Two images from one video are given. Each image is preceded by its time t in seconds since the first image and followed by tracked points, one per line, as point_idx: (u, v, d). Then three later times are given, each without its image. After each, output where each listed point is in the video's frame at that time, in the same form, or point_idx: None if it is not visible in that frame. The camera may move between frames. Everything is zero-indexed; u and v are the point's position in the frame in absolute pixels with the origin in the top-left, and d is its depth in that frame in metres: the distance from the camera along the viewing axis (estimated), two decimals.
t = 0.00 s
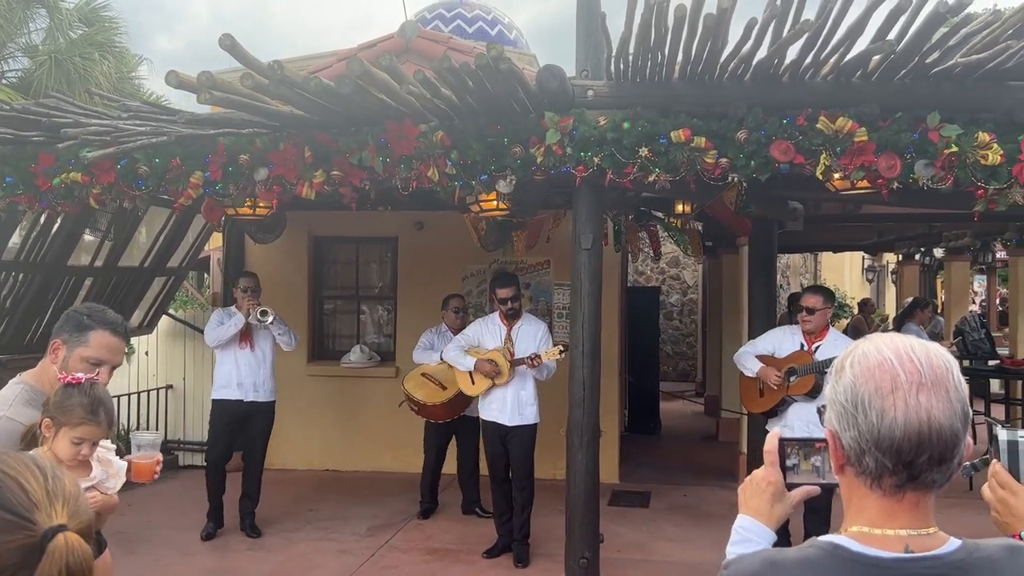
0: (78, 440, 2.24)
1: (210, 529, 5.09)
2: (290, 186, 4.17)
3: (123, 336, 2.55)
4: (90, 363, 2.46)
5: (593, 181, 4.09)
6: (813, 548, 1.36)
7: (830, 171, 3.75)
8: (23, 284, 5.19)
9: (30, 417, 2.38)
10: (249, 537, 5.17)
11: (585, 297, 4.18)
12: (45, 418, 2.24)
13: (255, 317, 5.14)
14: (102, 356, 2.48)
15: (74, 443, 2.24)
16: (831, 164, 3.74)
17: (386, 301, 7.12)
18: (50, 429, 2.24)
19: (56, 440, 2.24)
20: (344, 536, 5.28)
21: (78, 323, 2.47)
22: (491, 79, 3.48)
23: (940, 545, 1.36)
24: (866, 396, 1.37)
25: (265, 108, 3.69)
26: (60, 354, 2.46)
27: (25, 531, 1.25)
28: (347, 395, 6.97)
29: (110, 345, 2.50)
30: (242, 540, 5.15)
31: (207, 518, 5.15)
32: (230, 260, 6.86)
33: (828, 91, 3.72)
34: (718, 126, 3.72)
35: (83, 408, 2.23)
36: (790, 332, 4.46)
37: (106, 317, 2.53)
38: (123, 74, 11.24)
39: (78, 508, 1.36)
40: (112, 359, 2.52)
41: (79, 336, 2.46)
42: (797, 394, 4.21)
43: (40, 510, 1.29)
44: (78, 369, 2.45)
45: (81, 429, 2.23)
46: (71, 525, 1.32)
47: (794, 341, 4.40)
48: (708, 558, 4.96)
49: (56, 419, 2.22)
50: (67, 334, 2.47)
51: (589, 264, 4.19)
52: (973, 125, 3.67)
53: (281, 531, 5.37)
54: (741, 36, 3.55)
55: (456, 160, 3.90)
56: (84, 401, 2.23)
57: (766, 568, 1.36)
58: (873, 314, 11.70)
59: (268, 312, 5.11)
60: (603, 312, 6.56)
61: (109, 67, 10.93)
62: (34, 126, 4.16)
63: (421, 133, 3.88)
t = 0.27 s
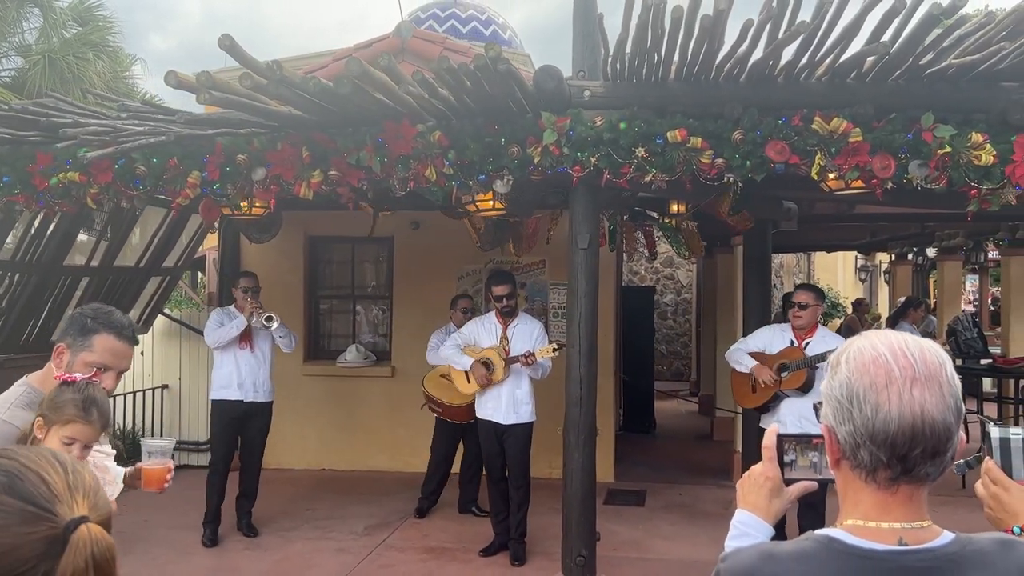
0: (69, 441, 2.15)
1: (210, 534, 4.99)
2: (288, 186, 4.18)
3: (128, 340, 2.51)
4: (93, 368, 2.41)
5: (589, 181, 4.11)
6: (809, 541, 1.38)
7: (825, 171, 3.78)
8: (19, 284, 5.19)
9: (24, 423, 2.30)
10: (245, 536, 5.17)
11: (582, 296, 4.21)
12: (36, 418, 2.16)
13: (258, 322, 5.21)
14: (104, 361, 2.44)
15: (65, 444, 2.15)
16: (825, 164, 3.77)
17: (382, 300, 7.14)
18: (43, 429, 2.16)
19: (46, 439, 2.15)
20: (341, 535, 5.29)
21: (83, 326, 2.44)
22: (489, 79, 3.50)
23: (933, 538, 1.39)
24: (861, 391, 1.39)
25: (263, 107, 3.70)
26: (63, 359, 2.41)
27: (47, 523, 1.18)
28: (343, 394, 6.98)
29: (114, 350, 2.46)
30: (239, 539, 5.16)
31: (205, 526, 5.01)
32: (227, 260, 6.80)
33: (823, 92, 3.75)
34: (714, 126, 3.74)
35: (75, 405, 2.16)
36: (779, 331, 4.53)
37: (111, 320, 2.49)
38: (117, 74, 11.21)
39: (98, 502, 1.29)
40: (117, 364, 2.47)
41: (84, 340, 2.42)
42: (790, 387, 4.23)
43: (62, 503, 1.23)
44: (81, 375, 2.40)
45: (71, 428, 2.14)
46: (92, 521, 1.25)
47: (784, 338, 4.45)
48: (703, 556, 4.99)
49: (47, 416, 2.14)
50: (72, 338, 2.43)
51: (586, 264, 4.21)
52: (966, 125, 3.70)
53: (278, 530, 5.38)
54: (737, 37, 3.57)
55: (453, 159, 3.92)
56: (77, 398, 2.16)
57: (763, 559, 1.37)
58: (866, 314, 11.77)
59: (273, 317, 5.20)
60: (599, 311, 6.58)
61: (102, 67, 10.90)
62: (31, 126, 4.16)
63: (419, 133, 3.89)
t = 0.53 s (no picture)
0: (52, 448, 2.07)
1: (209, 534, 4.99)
2: (286, 186, 4.18)
3: (131, 339, 2.46)
4: (96, 368, 2.39)
5: (586, 181, 4.12)
6: (800, 537, 1.40)
7: (821, 171, 3.80)
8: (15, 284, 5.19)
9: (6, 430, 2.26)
10: (243, 536, 5.18)
11: (579, 296, 4.22)
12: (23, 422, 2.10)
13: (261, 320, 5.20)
14: (106, 361, 2.40)
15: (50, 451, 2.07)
16: (822, 164, 3.79)
17: (379, 300, 7.15)
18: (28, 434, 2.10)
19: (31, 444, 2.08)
20: (339, 535, 5.30)
21: (85, 325, 2.40)
22: (487, 79, 3.51)
23: (924, 534, 1.40)
24: (852, 388, 1.41)
25: (261, 107, 3.70)
26: (66, 359, 2.39)
27: (60, 519, 1.19)
28: (340, 394, 6.98)
29: (117, 351, 2.42)
30: (237, 538, 5.16)
31: (203, 526, 5.00)
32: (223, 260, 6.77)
33: (819, 92, 3.76)
34: (711, 126, 3.76)
35: (59, 409, 2.08)
36: (764, 329, 4.57)
37: (114, 318, 2.44)
38: (112, 74, 11.19)
39: (109, 499, 1.29)
40: (121, 364, 2.44)
41: (85, 340, 2.39)
42: (781, 385, 4.27)
43: (75, 499, 1.23)
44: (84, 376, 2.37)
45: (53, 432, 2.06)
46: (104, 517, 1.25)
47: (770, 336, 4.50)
48: (700, 554, 5.00)
49: (31, 421, 2.08)
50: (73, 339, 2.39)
51: (583, 263, 4.23)
52: (961, 125, 3.73)
53: (275, 529, 5.38)
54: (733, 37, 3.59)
55: (451, 159, 3.93)
56: (60, 402, 2.09)
57: (755, 555, 1.38)
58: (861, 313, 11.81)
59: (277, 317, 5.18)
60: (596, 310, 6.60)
61: (97, 66, 10.88)
62: (29, 125, 4.15)
63: (416, 133, 3.90)
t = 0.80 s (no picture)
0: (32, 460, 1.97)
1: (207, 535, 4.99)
2: (284, 187, 4.18)
3: (143, 344, 2.33)
4: (106, 373, 2.25)
5: (584, 183, 4.13)
6: (801, 538, 1.41)
7: (818, 172, 3.82)
8: (13, 286, 5.19)
9: None
10: (241, 537, 5.18)
11: (576, 297, 4.23)
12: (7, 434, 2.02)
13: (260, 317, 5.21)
14: (116, 366, 2.27)
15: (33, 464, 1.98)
16: (818, 165, 3.81)
17: (376, 301, 7.15)
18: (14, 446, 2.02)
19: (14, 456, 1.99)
20: (337, 535, 5.30)
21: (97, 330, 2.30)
22: (484, 81, 3.52)
23: (924, 534, 1.41)
24: (850, 390, 1.43)
25: (259, 109, 3.71)
26: (78, 364, 2.29)
27: (68, 521, 1.20)
28: (338, 395, 6.98)
29: (125, 353, 2.28)
30: (235, 540, 5.16)
31: (202, 526, 5.00)
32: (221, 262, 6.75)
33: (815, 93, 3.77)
34: (708, 128, 3.78)
35: (37, 420, 1.97)
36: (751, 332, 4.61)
37: (125, 322, 2.34)
38: (108, 75, 11.18)
39: (116, 502, 1.31)
40: (132, 370, 2.29)
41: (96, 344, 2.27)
42: (778, 385, 4.33)
43: (83, 501, 1.24)
44: (94, 381, 2.26)
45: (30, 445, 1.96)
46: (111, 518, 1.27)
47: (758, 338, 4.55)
48: (697, 554, 5.02)
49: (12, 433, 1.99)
50: (84, 344, 2.29)
51: (581, 264, 4.24)
52: (957, 126, 3.75)
53: (273, 530, 5.38)
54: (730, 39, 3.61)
55: (449, 161, 3.94)
56: (38, 412, 1.98)
57: (755, 556, 1.40)
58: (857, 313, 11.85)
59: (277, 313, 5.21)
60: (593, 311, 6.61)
61: (93, 67, 10.87)
62: (28, 128, 4.16)
63: (414, 134, 3.91)
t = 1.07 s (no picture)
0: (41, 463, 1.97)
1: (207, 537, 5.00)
2: (283, 189, 4.18)
3: (168, 344, 2.28)
4: (131, 374, 2.21)
5: (583, 184, 4.14)
6: (827, 536, 1.42)
7: (816, 172, 3.84)
8: (13, 287, 5.21)
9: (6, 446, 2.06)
10: (241, 538, 5.18)
11: (576, 297, 4.25)
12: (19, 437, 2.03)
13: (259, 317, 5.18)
14: (142, 367, 2.21)
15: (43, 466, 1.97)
16: (816, 166, 3.83)
17: (375, 302, 7.16)
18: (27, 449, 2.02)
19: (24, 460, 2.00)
20: (337, 536, 5.31)
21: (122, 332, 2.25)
22: (484, 83, 3.53)
23: (949, 530, 1.43)
24: (876, 388, 1.44)
25: (259, 111, 3.71)
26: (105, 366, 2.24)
27: (32, 527, 1.20)
28: (337, 396, 6.98)
29: (150, 355, 2.22)
30: (235, 541, 5.17)
31: (202, 528, 5.00)
32: (220, 264, 6.75)
33: (813, 94, 3.78)
34: (707, 129, 3.79)
35: (41, 424, 1.97)
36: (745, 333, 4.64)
37: (151, 322, 2.30)
38: (106, 77, 11.18)
39: (101, 502, 1.28)
40: (157, 370, 2.24)
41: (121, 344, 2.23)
42: (778, 381, 4.34)
43: (54, 505, 1.24)
44: (120, 383, 2.21)
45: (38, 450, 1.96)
46: (84, 524, 1.24)
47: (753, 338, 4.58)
48: (697, 553, 5.03)
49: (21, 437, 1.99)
50: (111, 345, 2.24)
51: (580, 265, 4.26)
52: (954, 127, 3.76)
53: (274, 531, 5.38)
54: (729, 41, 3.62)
55: (449, 161, 3.95)
56: (42, 416, 1.98)
57: (782, 555, 1.41)
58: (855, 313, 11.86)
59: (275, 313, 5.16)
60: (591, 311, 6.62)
61: (92, 69, 10.88)
62: (29, 130, 4.19)
63: (414, 136, 3.92)
